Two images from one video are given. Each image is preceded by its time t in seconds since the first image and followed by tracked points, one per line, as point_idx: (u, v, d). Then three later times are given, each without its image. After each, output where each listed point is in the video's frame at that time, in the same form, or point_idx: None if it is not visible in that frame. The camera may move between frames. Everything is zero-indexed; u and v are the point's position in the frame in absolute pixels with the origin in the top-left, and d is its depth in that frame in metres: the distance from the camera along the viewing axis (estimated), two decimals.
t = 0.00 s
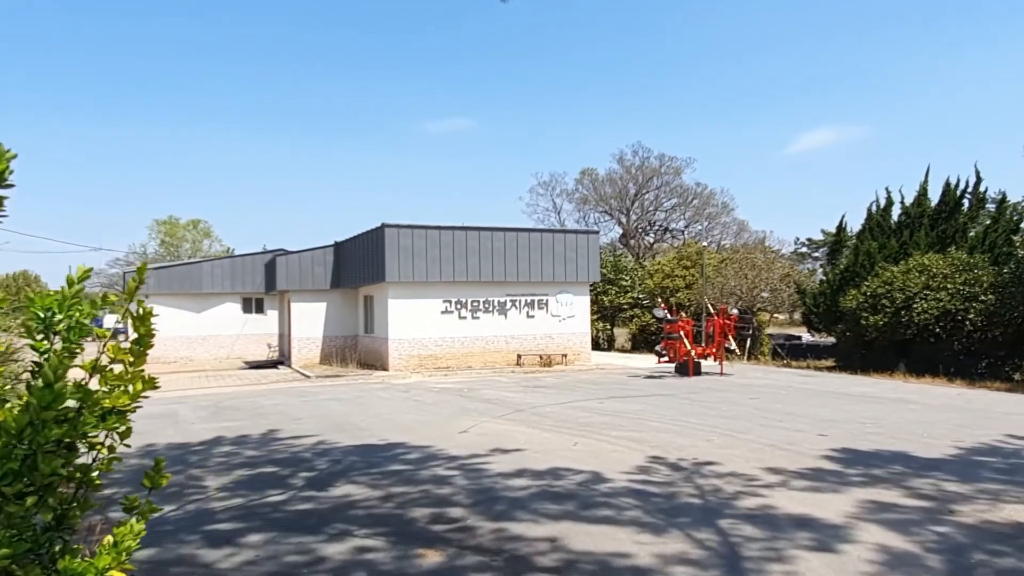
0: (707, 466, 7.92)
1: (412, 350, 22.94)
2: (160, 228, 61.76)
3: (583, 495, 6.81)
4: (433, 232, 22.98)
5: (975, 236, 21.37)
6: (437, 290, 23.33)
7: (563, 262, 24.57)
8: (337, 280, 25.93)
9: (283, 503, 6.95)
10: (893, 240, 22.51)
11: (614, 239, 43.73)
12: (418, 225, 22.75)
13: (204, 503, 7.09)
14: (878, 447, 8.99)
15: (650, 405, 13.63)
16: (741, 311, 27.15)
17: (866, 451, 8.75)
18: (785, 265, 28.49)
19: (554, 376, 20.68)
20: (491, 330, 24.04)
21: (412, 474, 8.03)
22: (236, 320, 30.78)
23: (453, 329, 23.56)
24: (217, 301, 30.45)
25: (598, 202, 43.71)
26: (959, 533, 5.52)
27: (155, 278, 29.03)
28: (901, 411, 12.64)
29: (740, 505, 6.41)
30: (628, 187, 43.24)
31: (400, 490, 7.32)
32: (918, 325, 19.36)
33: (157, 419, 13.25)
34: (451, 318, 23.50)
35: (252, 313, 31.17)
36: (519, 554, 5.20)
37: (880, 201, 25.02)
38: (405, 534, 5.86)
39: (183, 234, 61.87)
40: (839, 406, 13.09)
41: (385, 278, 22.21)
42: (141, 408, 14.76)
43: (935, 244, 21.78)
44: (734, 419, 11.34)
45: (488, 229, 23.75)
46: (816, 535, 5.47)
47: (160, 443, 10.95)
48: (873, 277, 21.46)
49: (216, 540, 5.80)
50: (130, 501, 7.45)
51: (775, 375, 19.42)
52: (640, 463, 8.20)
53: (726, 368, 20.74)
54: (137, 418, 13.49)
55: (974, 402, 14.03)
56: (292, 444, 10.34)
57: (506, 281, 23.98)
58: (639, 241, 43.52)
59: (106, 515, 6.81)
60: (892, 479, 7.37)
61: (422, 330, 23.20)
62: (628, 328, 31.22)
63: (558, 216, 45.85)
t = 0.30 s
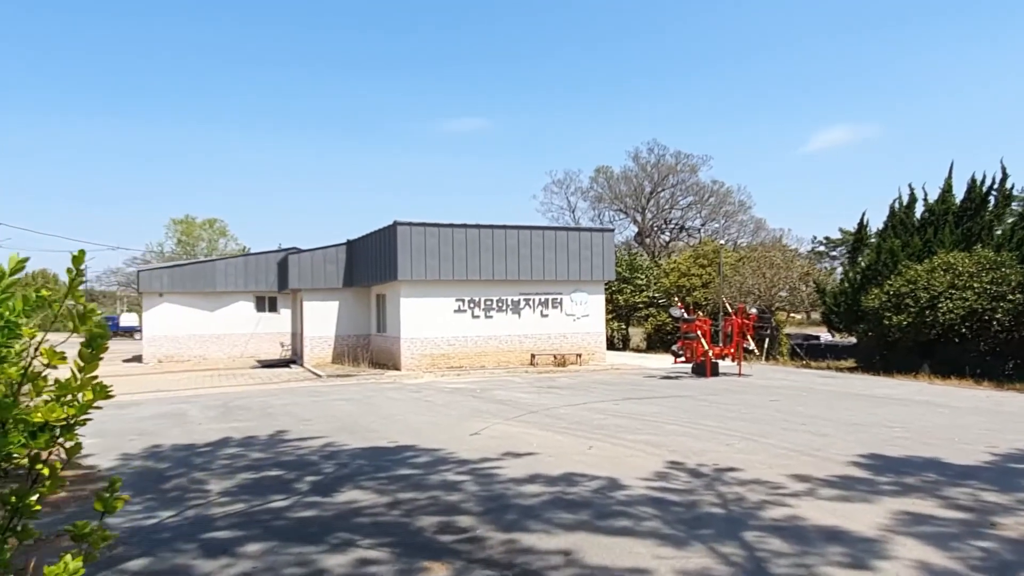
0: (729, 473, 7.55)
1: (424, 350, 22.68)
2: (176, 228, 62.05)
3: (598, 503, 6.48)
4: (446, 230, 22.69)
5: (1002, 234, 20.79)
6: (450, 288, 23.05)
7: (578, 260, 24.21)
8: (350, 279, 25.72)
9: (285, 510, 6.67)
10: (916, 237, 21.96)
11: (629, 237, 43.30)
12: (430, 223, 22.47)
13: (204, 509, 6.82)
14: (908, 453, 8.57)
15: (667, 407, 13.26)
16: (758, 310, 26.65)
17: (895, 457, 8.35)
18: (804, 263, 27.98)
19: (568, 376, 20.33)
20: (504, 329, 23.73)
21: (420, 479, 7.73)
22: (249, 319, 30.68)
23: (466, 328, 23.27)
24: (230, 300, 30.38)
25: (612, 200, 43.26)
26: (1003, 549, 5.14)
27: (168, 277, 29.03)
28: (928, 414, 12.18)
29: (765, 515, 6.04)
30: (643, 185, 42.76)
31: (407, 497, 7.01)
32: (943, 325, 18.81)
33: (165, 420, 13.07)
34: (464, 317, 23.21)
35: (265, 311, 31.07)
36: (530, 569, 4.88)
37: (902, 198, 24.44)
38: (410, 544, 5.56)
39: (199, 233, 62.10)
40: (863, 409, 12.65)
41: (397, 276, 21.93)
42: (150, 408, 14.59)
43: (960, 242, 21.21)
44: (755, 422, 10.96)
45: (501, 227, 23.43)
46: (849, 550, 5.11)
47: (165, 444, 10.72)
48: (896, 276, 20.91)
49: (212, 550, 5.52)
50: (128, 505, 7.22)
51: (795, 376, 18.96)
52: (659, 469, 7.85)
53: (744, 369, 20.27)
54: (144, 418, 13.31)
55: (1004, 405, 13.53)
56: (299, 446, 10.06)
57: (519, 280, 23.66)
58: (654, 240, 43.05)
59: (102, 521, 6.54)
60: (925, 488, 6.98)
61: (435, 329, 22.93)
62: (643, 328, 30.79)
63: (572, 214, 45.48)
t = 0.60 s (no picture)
0: (754, 478, 7.18)
1: (438, 349, 22.43)
2: (194, 228, 62.34)
3: (615, 510, 6.15)
4: (460, 228, 22.41)
5: None
6: (464, 287, 22.77)
7: (594, 259, 23.84)
8: (363, 277, 25.52)
9: (288, 514, 6.40)
10: (942, 234, 21.39)
11: (646, 236, 42.83)
12: (444, 221, 22.20)
13: (204, 513, 6.57)
14: (941, 458, 8.16)
15: (686, 407, 12.88)
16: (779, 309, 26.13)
17: (928, 462, 7.94)
18: (825, 262, 27.44)
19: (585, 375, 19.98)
20: (520, 329, 23.42)
21: (429, 483, 7.43)
22: (264, 319, 30.59)
23: (480, 328, 22.98)
24: (245, 299, 30.31)
25: (629, 199, 42.80)
26: None
27: (184, 276, 29.02)
28: (958, 416, 11.72)
29: (793, 525, 5.69)
30: (660, 183, 42.25)
31: (415, 501, 6.72)
32: (971, 324, 18.25)
33: (175, 420, 12.90)
34: (478, 317, 22.92)
35: (280, 311, 30.98)
36: None
37: (927, 194, 23.84)
38: (416, 552, 5.26)
39: (217, 233, 62.31)
40: (890, 410, 12.21)
41: (411, 274, 21.68)
42: (160, 408, 14.44)
43: (988, 238, 20.61)
44: (777, 424, 10.56)
45: (516, 224, 23.11)
46: (885, 564, 4.75)
47: (172, 444, 10.51)
48: (922, 274, 20.35)
49: (209, 557, 5.26)
50: (127, 508, 6.99)
51: (817, 376, 18.47)
52: (679, 473, 7.50)
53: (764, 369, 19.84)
54: (154, 418, 13.14)
55: None
56: (307, 447, 9.81)
57: (534, 279, 23.33)
58: (671, 238, 42.55)
59: (99, 525, 6.31)
60: (963, 495, 6.58)
61: (449, 328, 22.67)
62: (660, 327, 30.33)
63: (588, 213, 45.08)
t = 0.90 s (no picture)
0: (774, 488, 6.83)
1: (447, 350, 22.14)
2: (207, 228, 62.47)
3: (628, 522, 5.82)
4: (470, 226, 22.11)
5: None
6: (473, 287, 22.46)
7: (605, 258, 23.49)
8: (372, 277, 25.28)
9: (284, 523, 6.12)
10: (962, 234, 20.90)
11: (659, 236, 42.39)
12: (454, 219, 21.90)
13: (197, 522, 6.29)
14: (971, 467, 7.78)
15: (700, 411, 12.52)
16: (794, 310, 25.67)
17: (956, 472, 7.56)
18: (841, 262, 26.97)
19: (596, 377, 19.64)
20: (530, 329, 23.10)
21: (433, 490, 7.13)
22: (273, 319, 30.41)
23: (490, 328, 22.67)
24: (254, 299, 30.14)
25: (641, 198, 42.37)
26: None
27: (193, 275, 28.90)
28: (984, 421, 11.29)
29: (818, 540, 5.34)
30: (673, 182, 41.75)
31: (417, 510, 6.42)
32: (994, 326, 17.77)
33: (178, 421, 12.67)
34: (488, 317, 22.60)
35: (289, 310, 30.80)
36: None
37: (947, 193, 23.34)
38: (415, 568, 4.95)
39: (229, 233, 62.38)
40: (912, 415, 11.80)
41: (420, 274, 21.41)
42: (164, 409, 14.23)
43: (1010, 238, 20.11)
44: (795, 430, 10.18)
45: (526, 223, 22.79)
46: None
47: (172, 446, 10.26)
48: (942, 274, 19.85)
49: (196, 571, 4.97)
50: (119, 515, 6.73)
51: (835, 379, 18.02)
52: (694, 482, 7.16)
53: (779, 372, 19.40)
54: (157, 420, 12.92)
55: None
56: (310, 451, 9.54)
57: (545, 279, 23.00)
58: (684, 238, 42.12)
59: (87, 534, 6.04)
60: (997, 508, 6.20)
61: (458, 328, 22.37)
62: (672, 328, 29.88)
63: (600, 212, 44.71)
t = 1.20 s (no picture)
0: (793, 496, 6.47)
1: (451, 348, 21.82)
2: (213, 225, 62.39)
3: (639, 532, 5.47)
4: (475, 223, 21.77)
5: None
6: (479, 285, 22.13)
7: (613, 256, 23.13)
8: (377, 275, 24.99)
9: (274, 531, 5.79)
10: (979, 232, 20.47)
11: (666, 234, 41.98)
12: (459, 216, 21.56)
13: (185, 528, 5.97)
14: (998, 474, 7.40)
15: (711, 412, 12.15)
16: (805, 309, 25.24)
17: (983, 479, 7.18)
18: (853, 261, 26.53)
19: (603, 377, 19.30)
20: (536, 328, 22.75)
21: (433, 496, 6.79)
22: (277, 317, 30.15)
23: (495, 327, 22.34)
24: (258, 296, 29.88)
25: (648, 196, 41.93)
26: None
27: (197, 272, 28.64)
28: (1006, 425, 10.90)
29: (842, 554, 4.98)
30: (681, 180, 41.27)
31: (416, 517, 6.08)
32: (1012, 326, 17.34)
33: (176, 421, 12.38)
34: (493, 315, 22.27)
35: (293, 308, 30.54)
36: None
37: (962, 190, 22.91)
38: None
39: (236, 231, 62.28)
40: (931, 418, 11.41)
41: (424, 271, 21.08)
42: (163, 408, 13.95)
43: None
44: (811, 433, 9.81)
45: (533, 220, 22.45)
46: None
47: (166, 446, 9.96)
48: (958, 273, 19.42)
49: None
50: (104, 520, 6.42)
51: (847, 380, 17.62)
52: (707, 488, 6.80)
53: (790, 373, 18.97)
54: (154, 419, 12.62)
55: None
56: (307, 453, 9.22)
57: (551, 277, 22.66)
58: (692, 237, 41.72)
59: (68, 540, 5.73)
60: None
61: (463, 327, 22.04)
62: (680, 328, 29.46)
63: (607, 210, 44.31)
